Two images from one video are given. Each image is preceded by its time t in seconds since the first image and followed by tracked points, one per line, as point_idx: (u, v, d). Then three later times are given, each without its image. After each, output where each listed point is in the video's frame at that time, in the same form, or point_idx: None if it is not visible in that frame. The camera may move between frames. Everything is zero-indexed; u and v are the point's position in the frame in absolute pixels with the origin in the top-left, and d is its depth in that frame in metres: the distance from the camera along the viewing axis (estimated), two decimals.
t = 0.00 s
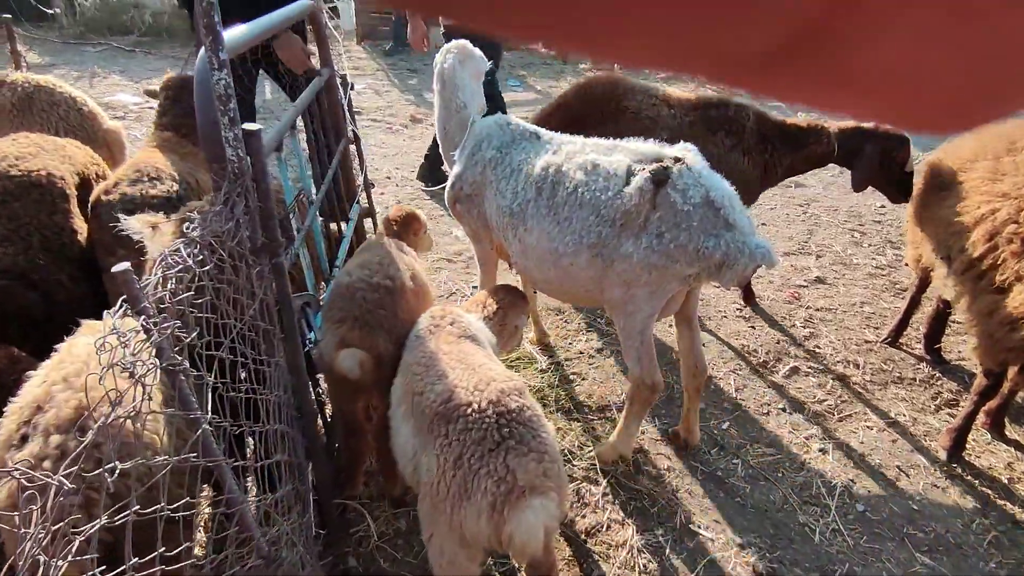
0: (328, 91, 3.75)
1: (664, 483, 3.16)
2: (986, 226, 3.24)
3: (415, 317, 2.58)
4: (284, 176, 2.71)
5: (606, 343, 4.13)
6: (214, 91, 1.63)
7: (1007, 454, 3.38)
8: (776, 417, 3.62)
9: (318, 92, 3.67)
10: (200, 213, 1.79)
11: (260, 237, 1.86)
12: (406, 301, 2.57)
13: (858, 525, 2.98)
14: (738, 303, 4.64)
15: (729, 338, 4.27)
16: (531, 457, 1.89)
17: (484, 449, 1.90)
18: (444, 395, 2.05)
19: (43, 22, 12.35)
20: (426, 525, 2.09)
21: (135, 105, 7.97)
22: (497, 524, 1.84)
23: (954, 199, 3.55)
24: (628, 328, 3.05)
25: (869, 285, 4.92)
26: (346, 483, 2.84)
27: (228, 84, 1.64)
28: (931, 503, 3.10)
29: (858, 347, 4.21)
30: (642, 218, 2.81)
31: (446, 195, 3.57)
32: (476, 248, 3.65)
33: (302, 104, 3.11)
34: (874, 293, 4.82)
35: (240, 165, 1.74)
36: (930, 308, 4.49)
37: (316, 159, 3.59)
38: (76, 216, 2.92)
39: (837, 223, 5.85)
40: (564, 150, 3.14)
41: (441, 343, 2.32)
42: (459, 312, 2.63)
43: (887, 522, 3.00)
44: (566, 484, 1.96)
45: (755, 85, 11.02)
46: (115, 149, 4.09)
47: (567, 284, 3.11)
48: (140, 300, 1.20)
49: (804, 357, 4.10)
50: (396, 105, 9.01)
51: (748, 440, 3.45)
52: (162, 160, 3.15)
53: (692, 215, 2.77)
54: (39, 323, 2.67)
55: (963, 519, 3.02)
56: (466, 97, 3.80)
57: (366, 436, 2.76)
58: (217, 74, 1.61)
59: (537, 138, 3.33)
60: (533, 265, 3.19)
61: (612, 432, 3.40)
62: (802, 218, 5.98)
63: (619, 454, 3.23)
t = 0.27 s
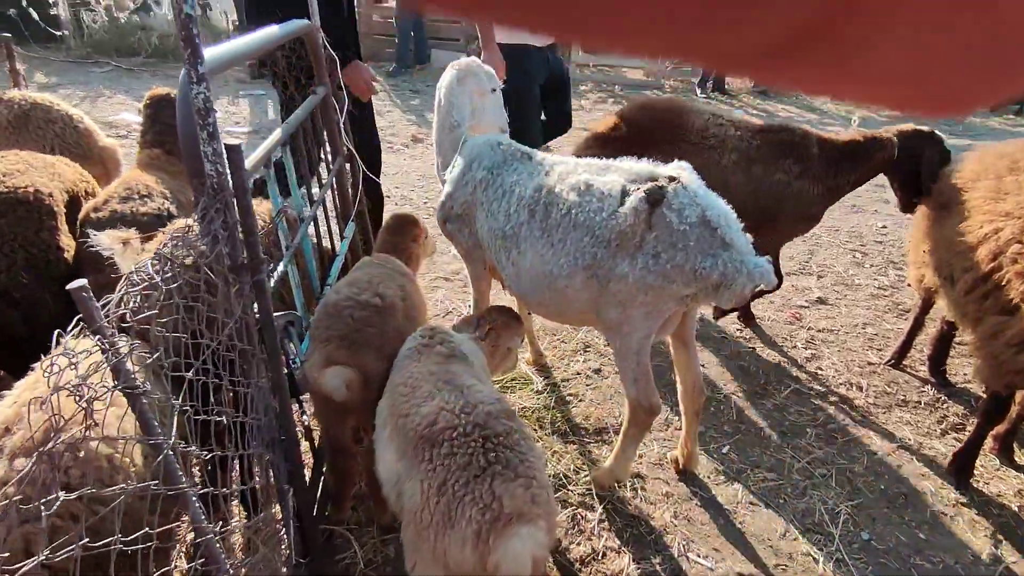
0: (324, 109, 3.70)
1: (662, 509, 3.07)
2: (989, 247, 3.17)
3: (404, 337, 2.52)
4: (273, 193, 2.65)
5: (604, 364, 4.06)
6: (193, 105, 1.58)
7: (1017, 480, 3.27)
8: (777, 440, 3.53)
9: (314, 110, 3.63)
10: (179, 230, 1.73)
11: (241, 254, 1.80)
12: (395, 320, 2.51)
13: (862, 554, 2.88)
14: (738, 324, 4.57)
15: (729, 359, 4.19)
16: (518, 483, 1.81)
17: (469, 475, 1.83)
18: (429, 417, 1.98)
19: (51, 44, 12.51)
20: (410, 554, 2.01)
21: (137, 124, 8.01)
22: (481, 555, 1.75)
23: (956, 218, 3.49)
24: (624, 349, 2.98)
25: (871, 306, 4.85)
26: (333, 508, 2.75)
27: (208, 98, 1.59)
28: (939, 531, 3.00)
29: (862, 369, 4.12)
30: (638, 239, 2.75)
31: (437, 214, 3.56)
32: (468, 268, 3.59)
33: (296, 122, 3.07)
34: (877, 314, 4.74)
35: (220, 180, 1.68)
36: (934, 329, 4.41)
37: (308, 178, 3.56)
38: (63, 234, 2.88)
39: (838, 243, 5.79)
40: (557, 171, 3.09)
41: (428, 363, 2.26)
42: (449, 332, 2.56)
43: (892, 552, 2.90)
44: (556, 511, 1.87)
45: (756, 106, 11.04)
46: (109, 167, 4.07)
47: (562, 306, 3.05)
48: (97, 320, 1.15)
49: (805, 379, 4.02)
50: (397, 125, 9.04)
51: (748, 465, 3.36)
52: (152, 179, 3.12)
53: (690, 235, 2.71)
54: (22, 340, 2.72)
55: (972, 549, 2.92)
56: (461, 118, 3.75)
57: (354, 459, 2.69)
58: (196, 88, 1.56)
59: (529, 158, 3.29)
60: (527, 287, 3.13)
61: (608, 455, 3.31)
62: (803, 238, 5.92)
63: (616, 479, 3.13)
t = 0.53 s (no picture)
0: (315, 116, 3.65)
1: (659, 527, 2.95)
2: (996, 254, 3.07)
3: (387, 347, 2.42)
4: (253, 199, 2.55)
5: (600, 376, 3.95)
6: (156, 100, 1.49)
7: None
8: (779, 455, 3.41)
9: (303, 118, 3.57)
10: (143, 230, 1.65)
11: (209, 258, 1.71)
12: (378, 330, 2.42)
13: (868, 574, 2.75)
14: (739, 335, 4.47)
15: (729, 371, 4.08)
16: (499, 499, 1.71)
17: (447, 489, 1.73)
18: (408, 429, 1.89)
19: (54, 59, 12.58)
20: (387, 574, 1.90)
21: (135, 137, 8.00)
22: None
23: (960, 225, 3.39)
24: (619, 361, 2.87)
25: (875, 317, 4.74)
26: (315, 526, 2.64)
27: (171, 94, 1.49)
28: (948, 551, 2.87)
29: (866, 381, 4.01)
30: (630, 246, 2.67)
31: (426, 223, 3.50)
32: (459, 278, 3.51)
33: (282, 128, 3.01)
34: (880, 326, 4.63)
35: (185, 179, 1.60)
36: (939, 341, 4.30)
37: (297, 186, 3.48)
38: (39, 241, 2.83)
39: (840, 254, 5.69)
40: (546, 177, 3.00)
41: (411, 373, 2.17)
42: (435, 341, 2.47)
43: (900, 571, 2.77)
44: (540, 529, 1.77)
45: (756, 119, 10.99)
46: (95, 176, 4.02)
47: (553, 316, 2.96)
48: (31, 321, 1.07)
49: (808, 392, 3.90)
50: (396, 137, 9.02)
51: (749, 480, 3.24)
52: (133, 186, 3.07)
53: (683, 241, 2.62)
54: None
55: (984, 569, 2.79)
56: (456, 124, 3.59)
57: (336, 474, 2.59)
58: (158, 82, 1.47)
59: (517, 165, 3.21)
60: (516, 297, 3.04)
61: (604, 470, 3.19)
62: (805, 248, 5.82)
63: (611, 495, 3.01)
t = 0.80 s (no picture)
0: (308, 111, 3.58)
1: (659, 531, 2.85)
2: (1007, 249, 2.98)
3: (374, 344, 2.35)
4: (238, 191, 2.49)
5: (599, 378, 3.86)
6: (119, 78, 1.42)
7: None
8: (783, 457, 3.31)
9: (294, 115, 3.50)
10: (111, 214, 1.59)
11: (180, 246, 1.64)
12: (365, 327, 2.34)
13: None
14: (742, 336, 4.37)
15: (732, 372, 3.98)
16: (485, 499, 1.62)
17: (430, 489, 1.64)
18: (391, 426, 1.81)
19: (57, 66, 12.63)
20: None
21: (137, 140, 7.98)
22: None
23: (968, 218, 3.29)
24: (616, 360, 2.78)
25: (882, 318, 4.63)
26: (302, 530, 2.56)
27: (135, 71, 1.42)
28: (961, 556, 2.76)
29: (873, 382, 3.90)
30: (626, 239, 2.59)
31: (418, 220, 3.42)
32: (452, 276, 3.47)
33: (271, 122, 2.94)
34: (888, 327, 4.52)
35: (153, 162, 1.53)
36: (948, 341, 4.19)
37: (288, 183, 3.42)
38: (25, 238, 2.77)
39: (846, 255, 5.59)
40: (539, 171, 2.93)
41: (399, 369, 2.07)
42: (424, 337, 2.39)
43: None
44: (528, 530, 1.68)
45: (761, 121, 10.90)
46: (87, 175, 3.98)
47: (547, 315, 2.88)
48: None
49: (813, 393, 3.80)
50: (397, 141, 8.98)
51: (753, 483, 3.14)
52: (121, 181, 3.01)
53: (681, 234, 2.55)
54: None
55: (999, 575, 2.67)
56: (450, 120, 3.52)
57: (323, 477, 2.50)
58: (120, 59, 1.40)
59: (510, 160, 3.14)
60: (509, 295, 2.96)
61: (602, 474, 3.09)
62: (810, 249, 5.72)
63: (610, 499, 2.92)
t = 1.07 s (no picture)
0: (306, 106, 3.54)
1: (660, 529, 2.79)
2: (1019, 238, 2.89)
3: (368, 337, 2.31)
4: (230, 183, 2.46)
5: (601, 374, 3.81)
6: (96, 59, 1.39)
7: None
8: (788, 456, 3.24)
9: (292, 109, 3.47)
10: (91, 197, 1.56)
11: (162, 232, 1.61)
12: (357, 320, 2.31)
13: None
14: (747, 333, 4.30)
15: (737, 369, 3.92)
16: (474, 492, 1.57)
17: (417, 482, 1.59)
18: (379, 418, 1.77)
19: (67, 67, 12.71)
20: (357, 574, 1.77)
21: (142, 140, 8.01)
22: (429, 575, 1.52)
23: (979, 211, 3.21)
24: (616, 355, 2.72)
25: (891, 316, 4.54)
26: (297, 526, 2.53)
27: (113, 52, 1.39)
28: (971, 557, 2.68)
29: (881, 380, 3.82)
30: (626, 231, 2.54)
31: (415, 214, 3.39)
32: (450, 270, 3.44)
33: (265, 114, 2.92)
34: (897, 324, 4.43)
35: (134, 146, 1.50)
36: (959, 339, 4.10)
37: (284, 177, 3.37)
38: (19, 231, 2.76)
39: (854, 253, 5.51)
40: (537, 163, 2.89)
41: (390, 361, 2.04)
42: (418, 330, 2.35)
43: None
44: (518, 524, 1.64)
45: (769, 120, 10.79)
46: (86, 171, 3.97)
47: (546, 309, 2.84)
48: None
49: (819, 391, 3.73)
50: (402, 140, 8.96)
51: (756, 482, 3.07)
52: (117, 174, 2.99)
53: (682, 225, 2.49)
54: None
55: None
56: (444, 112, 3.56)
57: (317, 472, 2.47)
58: (97, 39, 1.37)
59: (507, 153, 3.10)
60: (507, 289, 2.91)
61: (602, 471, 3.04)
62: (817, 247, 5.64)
63: (609, 496, 2.86)
